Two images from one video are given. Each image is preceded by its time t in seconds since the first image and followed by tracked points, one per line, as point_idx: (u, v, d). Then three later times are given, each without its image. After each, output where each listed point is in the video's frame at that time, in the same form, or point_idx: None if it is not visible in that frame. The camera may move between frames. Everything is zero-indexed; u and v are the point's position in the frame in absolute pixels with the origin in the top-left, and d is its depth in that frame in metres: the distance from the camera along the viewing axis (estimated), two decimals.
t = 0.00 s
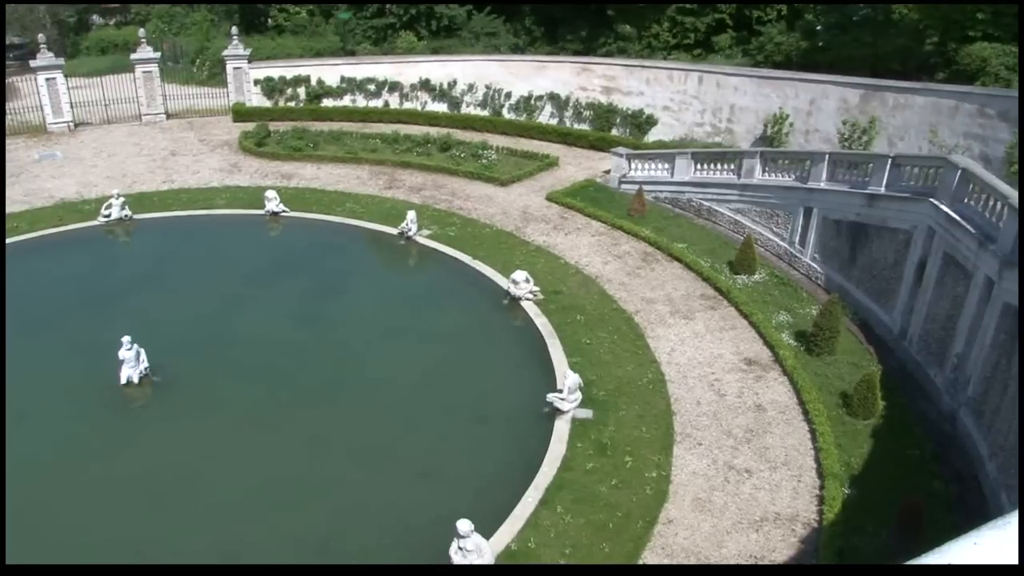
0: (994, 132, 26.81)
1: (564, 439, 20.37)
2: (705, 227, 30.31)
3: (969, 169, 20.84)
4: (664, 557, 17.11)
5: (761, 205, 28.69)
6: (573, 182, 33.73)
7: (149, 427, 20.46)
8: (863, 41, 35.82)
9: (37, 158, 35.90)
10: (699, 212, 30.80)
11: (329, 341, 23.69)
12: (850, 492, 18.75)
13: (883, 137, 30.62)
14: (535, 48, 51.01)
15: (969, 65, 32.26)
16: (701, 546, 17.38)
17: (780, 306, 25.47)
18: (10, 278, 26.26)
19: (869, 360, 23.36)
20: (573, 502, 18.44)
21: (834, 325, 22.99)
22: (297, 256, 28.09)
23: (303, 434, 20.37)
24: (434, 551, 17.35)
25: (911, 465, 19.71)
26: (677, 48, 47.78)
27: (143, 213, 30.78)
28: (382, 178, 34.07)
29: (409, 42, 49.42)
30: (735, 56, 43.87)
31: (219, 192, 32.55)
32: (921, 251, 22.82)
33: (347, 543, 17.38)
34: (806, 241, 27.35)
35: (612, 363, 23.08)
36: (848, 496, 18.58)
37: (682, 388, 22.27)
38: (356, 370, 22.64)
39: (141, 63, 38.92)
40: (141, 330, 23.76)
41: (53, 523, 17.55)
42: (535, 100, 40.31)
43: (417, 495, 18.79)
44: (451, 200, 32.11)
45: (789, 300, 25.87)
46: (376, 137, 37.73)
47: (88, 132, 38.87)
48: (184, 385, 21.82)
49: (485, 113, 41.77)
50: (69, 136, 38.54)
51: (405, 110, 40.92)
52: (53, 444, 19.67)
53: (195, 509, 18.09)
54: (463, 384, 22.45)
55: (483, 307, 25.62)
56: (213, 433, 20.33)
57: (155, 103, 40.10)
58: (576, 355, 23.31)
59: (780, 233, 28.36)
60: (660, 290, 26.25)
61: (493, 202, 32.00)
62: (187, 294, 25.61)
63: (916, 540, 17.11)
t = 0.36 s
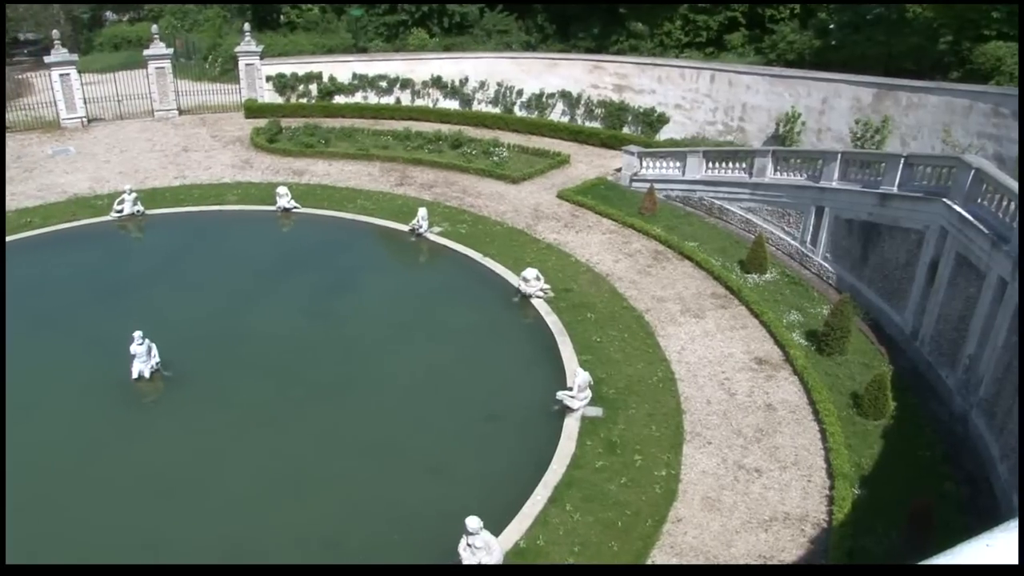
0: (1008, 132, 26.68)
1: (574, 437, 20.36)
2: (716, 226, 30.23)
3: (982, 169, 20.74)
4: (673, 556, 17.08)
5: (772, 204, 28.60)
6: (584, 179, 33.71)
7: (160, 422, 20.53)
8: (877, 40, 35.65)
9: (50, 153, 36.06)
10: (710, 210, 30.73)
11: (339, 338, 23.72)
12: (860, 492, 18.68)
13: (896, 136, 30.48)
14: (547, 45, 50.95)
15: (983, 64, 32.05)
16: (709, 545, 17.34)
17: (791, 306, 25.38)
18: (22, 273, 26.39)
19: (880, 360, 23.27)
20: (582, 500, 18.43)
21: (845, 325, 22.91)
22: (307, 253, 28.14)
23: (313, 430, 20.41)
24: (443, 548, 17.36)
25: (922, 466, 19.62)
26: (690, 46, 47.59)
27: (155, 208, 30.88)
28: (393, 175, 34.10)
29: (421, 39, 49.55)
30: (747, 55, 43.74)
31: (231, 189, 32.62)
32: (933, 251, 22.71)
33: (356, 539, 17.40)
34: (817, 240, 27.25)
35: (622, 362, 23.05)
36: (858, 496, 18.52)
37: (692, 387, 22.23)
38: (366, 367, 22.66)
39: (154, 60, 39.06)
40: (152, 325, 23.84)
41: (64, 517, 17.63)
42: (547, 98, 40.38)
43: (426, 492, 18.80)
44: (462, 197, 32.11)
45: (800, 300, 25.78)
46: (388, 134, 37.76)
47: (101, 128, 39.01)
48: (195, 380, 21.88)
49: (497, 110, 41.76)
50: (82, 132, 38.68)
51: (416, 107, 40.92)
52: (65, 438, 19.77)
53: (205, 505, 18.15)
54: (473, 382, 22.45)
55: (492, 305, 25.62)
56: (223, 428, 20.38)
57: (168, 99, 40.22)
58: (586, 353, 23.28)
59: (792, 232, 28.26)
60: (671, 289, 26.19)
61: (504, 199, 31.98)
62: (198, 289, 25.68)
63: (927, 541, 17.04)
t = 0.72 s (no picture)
0: None
1: (586, 436, 20.35)
2: (731, 225, 30.11)
3: (1000, 171, 20.55)
4: (683, 556, 17.04)
5: (788, 204, 28.49)
6: (599, 178, 33.65)
7: (173, 416, 20.66)
8: (895, 40, 35.44)
9: (68, 148, 36.31)
10: (725, 210, 30.61)
11: (352, 334, 23.78)
12: (873, 495, 18.58)
13: (913, 137, 30.30)
14: (563, 43, 50.91)
15: (1002, 65, 31.83)
16: (720, 546, 17.30)
17: (805, 306, 25.26)
18: (40, 267, 26.62)
19: (894, 362, 23.14)
20: (593, 499, 18.41)
21: (859, 327, 22.79)
22: (322, 249, 28.22)
23: (326, 426, 20.48)
24: (454, 545, 17.38)
25: (936, 469, 19.49)
26: (706, 45, 47.41)
27: (171, 203, 31.04)
28: (408, 172, 34.17)
29: (437, 36, 49.66)
30: (764, 54, 43.60)
31: (246, 184, 32.76)
32: (950, 253, 22.52)
33: (367, 535, 17.45)
34: (833, 241, 27.10)
35: (635, 361, 23.02)
36: (871, 499, 18.42)
37: (704, 387, 22.16)
38: (380, 363, 22.71)
39: (171, 55, 39.28)
40: (167, 319, 23.98)
41: (78, 510, 17.76)
42: (563, 96, 40.50)
43: (438, 489, 18.84)
44: (477, 195, 32.13)
45: (814, 300, 25.65)
46: (403, 130, 37.81)
47: (118, 123, 39.23)
48: (209, 375, 22.00)
49: (512, 108, 41.73)
50: (100, 126, 38.91)
51: (432, 104, 40.91)
52: (80, 431, 19.93)
53: (218, 498, 18.25)
54: (486, 379, 22.46)
55: (505, 302, 25.62)
56: (236, 423, 20.49)
57: (184, 94, 40.41)
58: (599, 352, 23.25)
59: (807, 233, 28.12)
60: (685, 288, 26.12)
61: (519, 197, 31.98)
62: (212, 284, 25.80)
63: (940, 546, 16.91)
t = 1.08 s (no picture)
0: None
1: (601, 436, 20.31)
2: (749, 227, 29.94)
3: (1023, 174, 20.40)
4: (697, 558, 16.97)
5: (806, 207, 28.35)
6: (617, 178, 33.57)
7: (190, 411, 20.77)
8: (916, 41, 35.22)
9: (89, 144, 36.56)
10: (742, 212, 30.47)
11: (368, 332, 23.83)
12: (889, 500, 18.44)
13: (934, 140, 30.08)
14: (582, 43, 50.84)
15: None
16: (735, 548, 17.22)
17: (823, 309, 25.10)
18: (60, 262, 26.85)
19: (912, 367, 22.97)
20: (607, 499, 18.36)
21: (877, 330, 22.64)
22: (338, 246, 28.29)
23: (341, 423, 20.53)
24: (467, 544, 17.39)
25: (954, 475, 19.32)
26: (725, 45, 47.27)
27: (190, 199, 31.21)
28: (426, 170, 34.22)
29: (455, 35, 49.87)
30: (784, 55, 43.42)
31: (265, 181, 32.89)
32: (970, 257, 22.32)
33: (382, 533, 17.48)
34: (851, 244, 26.92)
35: (651, 361, 22.95)
36: (887, 504, 18.29)
37: (720, 389, 22.08)
38: (395, 361, 22.75)
39: (192, 52, 39.52)
40: (185, 314, 24.12)
41: (96, 503, 17.89)
42: (581, 96, 40.40)
43: (452, 487, 18.85)
44: (494, 194, 32.14)
45: (832, 303, 25.48)
46: (420, 129, 37.86)
47: (138, 119, 39.47)
48: (225, 370, 22.10)
49: (531, 107, 41.64)
50: (120, 122, 39.16)
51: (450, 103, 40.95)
52: (98, 425, 20.07)
53: (233, 494, 18.33)
54: (501, 378, 22.45)
55: (522, 302, 25.61)
56: (252, 418, 20.57)
57: (204, 91, 40.60)
58: (615, 353, 23.21)
59: (825, 235, 27.94)
60: (702, 290, 26.02)
61: (536, 196, 31.96)
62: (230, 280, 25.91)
63: (957, 552, 16.76)
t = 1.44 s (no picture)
0: None
1: (620, 437, 20.26)
2: (771, 229, 29.72)
3: None
4: (715, 561, 16.88)
5: (830, 209, 28.18)
6: (639, 179, 33.44)
7: (210, 405, 20.89)
8: (944, 44, 34.90)
9: (114, 139, 36.86)
10: (765, 214, 30.26)
11: (387, 329, 23.89)
12: (910, 506, 18.25)
13: (960, 143, 29.78)
14: (605, 43, 50.78)
15: None
16: (753, 552, 17.12)
17: (845, 313, 24.88)
18: (85, 256, 27.13)
19: (935, 372, 22.73)
20: (624, 500, 18.32)
21: (900, 335, 22.43)
22: (359, 243, 28.38)
23: (360, 420, 20.58)
24: (484, 542, 17.39)
25: (975, 482, 19.12)
26: (750, 46, 47.05)
27: (213, 195, 31.41)
28: (448, 169, 34.25)
29: (479, 35, 50.31)
30: (808, 57, 43.18)
31: (288, 177, 33.04)
32: (996, 262, 22.11)
33: (398, 530, 17.51)
34: (874, 247, 26.70)
35: (671, 363, 22.87)
36: (907, 510, 18.11)
37: (740, 392, 21.96)
38: (414, 358, 22.79)
39: (217, 49, 39.80)
40: (207, 309, 24.27)
41: (118, 495, 18.05)
42: (604, 96, 40.30)
43: (470, 485, 18.86)
44: (516, 193, 32.12)
45: (854, 307, 25.25)
46: (443, 127, 37.91)
47: (164, 115, 39.75)
48: (246, 365, 22.21)
49: (553, 107, 41.55)
50: (146, 118, 39.45)
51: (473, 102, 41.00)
52: (121, 418, 20.25)
53: (252, 488, 18.42)
54: (520, 377, 22.43)
55: (542, 302, 25.58)
56: (272, 413, 20.67)
57: (229, 88, 40.84)
58: (636, 353, 23.14)
59: (848, 239, 27.70)
60: (723, 292, 25.89)
61: (558, 196, 31.91)
62: (251, 276, 26.04)
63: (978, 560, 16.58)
